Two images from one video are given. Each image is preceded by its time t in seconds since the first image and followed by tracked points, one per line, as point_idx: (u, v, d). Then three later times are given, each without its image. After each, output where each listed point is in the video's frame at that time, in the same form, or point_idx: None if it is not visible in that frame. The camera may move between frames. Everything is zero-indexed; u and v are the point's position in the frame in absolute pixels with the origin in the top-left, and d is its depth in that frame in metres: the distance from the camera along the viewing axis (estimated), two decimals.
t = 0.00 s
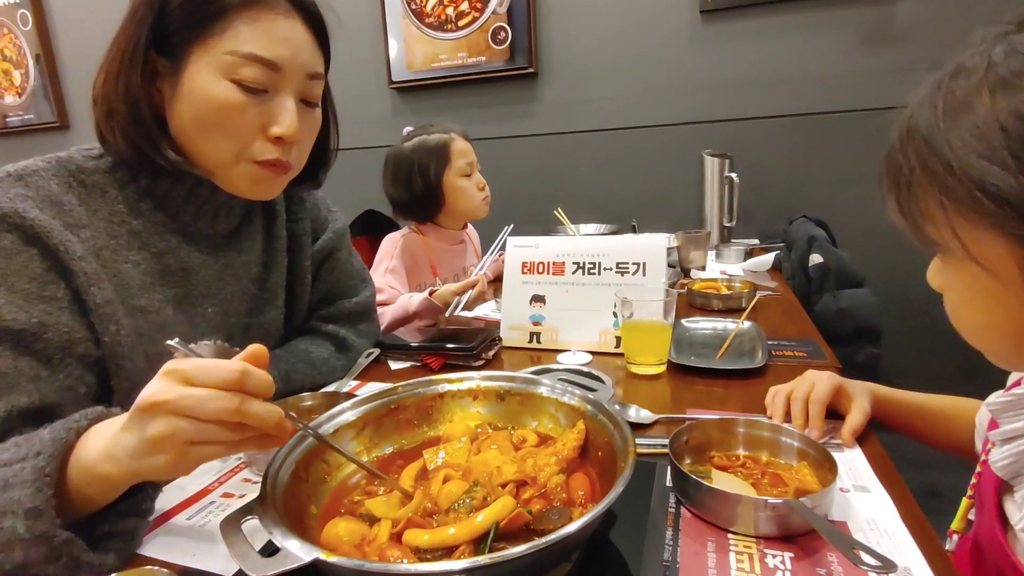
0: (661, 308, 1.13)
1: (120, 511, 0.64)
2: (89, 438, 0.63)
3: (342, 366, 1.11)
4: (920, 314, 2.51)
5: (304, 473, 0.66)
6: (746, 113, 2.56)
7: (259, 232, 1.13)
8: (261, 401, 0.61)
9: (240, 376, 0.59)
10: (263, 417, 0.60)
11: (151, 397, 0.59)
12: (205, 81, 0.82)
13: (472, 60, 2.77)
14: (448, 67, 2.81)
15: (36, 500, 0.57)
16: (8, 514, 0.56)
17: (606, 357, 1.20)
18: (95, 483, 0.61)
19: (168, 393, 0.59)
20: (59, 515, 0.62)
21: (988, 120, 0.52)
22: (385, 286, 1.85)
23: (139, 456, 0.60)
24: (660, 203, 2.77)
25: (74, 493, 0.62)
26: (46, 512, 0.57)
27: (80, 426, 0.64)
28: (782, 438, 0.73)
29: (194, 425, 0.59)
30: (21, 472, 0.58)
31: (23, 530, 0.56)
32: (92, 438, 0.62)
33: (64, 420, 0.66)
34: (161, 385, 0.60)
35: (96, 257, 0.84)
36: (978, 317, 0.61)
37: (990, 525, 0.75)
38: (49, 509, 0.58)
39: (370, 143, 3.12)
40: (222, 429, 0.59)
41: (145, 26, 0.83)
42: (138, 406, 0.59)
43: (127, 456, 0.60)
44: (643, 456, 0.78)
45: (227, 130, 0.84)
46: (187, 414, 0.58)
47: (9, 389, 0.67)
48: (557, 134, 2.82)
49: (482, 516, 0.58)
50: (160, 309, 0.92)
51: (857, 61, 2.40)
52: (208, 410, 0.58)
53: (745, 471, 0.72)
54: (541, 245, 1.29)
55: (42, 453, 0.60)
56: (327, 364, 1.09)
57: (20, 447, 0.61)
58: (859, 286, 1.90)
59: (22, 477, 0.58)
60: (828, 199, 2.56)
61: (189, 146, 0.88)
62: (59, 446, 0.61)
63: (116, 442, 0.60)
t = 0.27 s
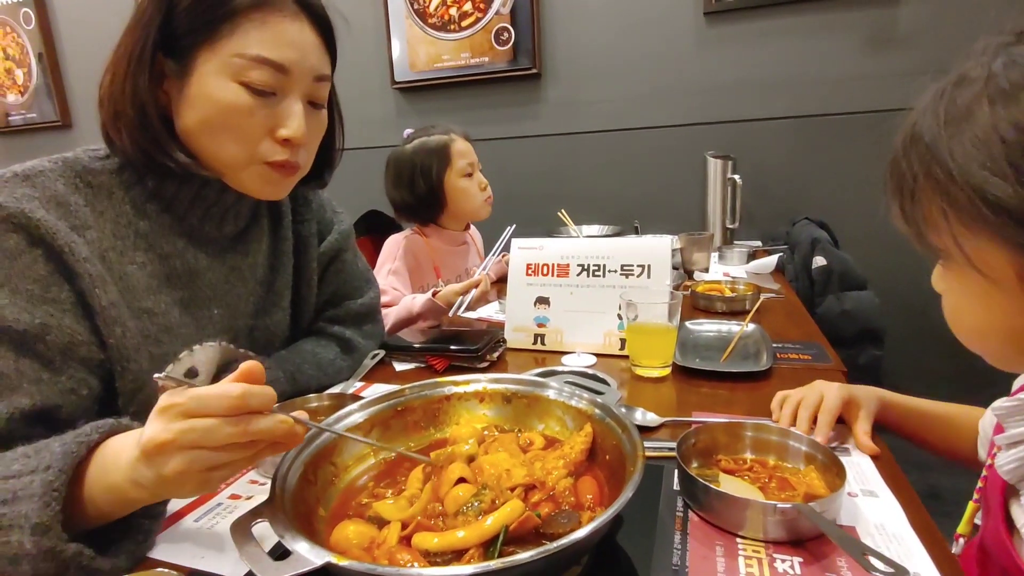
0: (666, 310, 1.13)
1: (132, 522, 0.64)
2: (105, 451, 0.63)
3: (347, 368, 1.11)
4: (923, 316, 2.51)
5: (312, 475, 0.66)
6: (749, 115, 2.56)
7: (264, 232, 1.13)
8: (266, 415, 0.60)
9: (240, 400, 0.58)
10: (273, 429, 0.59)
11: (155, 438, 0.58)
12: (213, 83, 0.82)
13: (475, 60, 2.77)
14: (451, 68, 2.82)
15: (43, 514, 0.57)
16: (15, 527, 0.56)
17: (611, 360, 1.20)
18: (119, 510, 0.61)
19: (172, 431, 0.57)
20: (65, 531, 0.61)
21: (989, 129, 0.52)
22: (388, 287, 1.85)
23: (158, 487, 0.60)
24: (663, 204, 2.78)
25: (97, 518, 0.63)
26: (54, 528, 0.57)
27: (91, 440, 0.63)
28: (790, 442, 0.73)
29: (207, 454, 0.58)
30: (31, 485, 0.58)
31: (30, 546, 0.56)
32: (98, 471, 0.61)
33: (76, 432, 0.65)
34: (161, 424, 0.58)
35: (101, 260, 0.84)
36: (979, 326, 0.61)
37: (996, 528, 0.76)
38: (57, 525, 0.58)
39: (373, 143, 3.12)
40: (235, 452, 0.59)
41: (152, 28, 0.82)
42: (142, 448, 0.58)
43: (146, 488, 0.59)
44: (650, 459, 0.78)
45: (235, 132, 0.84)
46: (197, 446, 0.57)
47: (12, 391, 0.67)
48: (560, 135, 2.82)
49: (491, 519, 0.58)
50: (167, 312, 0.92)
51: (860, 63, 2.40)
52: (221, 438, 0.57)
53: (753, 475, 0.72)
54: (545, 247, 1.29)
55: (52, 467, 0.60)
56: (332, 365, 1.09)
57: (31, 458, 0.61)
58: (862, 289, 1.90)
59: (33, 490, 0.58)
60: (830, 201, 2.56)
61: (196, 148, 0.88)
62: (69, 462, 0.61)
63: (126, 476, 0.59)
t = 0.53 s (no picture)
0: (675, 308, 1.13)
1: (153, 515, 0.64)
2: (122, 444, 0.62)
3: (356, 363, 1.11)
4: (926, 318, 2.52)
5: (329, 468, 0.66)
6: (753, 115, 2.57)
7: (274, 227, 1.13)
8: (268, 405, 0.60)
9: (238, 391, 0.58)
10: (275, 418, 0.59)
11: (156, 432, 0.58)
12: (227, 74, 0.82)
13: (480, 59, 2.77)
14: (455, 66, 2.82)
15: (65, 505, 0.57)
16: (36, 518, 0.56)
17: (619, 357, 1.21)
18: (130, 505, 0.61)
19: (173, 424, 0.57)
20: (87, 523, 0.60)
21: (998, 130, 0.53)
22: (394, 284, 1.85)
23: (165, 482, 0.60)
24: (667, 204, 2.78)
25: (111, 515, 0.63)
26: (75, 519, 0.58)
27: (111, 432, 0.64)
28: (803, 439, 0.74)
29: (209, 446, 0.58)
30: (53, 476, 0.58)
31: (51, 536, 0.56)
32: (108, 468, 0.61)
33: (97, 424, 0.65)
34: (161, 418, 0.58)
35: (117, 251, 0.84)
36: (995, 323, 0.61)
37: (1005, 521, 0.76)
38: (77, 516, 0.58)
39: (376, 141, 3.12)
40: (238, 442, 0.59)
41: (170, 20, 0.83)
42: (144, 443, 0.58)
43: (153, 484, 0.59)
44: (664, 455, 0.78)
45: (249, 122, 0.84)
46: (199, 437, 0.57)
47: (33, 379, 0.67)
48: (564, 134, 2.82)
49: (508, 512, 0.58)
50: (179, 304, 0.92)
51: (865, 65, 2.41)
52: (222, 428, 0.57)
53: (766, 470, 0.72)
54: (554, 244, 1.30)
55: (73, 458, 0.60)
56: (342, 360, 1.10)
57: (52, 449, 0.61)
58: (866, 290, 1.90)
59: (54, 481, 0.58)
60: (834, 202, 2.56)
61: (212, 140, 0.88)
62: (89, 453, 0.61)
63: (134, 470, 0.60)
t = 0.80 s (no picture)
0: (673, 303, 1.13)
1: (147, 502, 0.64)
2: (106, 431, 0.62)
3: (353, 355, 1.11)
4: (922, 318, 2.52)
5: (326, 458, 0.66)
6: (752, 114, 2.57)
7: (270, 217, 1.12)
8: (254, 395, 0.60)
9: (224, 378, 0.57)
10: (260, 407, 0.58)
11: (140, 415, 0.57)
12: (224, 59, 0.81)
13: (479, 54, 2.76)
14: (455, 61, 2.81)
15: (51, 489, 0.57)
16: (24, 502, 0.56)
17: (616, 352, 1.21)
18: (112, 490, 0.61)
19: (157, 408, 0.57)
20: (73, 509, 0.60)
21: (1005, 125, 0.53)
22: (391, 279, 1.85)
23: (147, 467, 0.59)
24: (665, 202, 2.78)
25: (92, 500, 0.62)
26: (60, 502, 0.57)
27: (98, 418, 0.63)
28: (801, 433, 0.74)
29: (191, 432, 0.58)
30: (39, 460, 0.58)
31: (39, 520, 0.56)
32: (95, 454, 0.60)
33: (84, 410, 0.65)
34: (145, 402, 0.58)
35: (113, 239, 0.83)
36: (997, 317, 0.61)
37: (1001, 515, 0.76)
38: (63, 499, 0.57)
39: (375, 136, 3.11)
40: (221, 430, 0.58)
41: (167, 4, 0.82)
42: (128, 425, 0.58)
43: (135, 468, 0.59)
44: (662, 449, 0.78)
45: (247, 107, 0.84)
46: (182, 423, 0.57)
47: (27, 367, 0.67)
48: (563, 131, 2.82)
49: (506, 503, 0.58)
50: (175, 293, 0.91)
51: (864, 65, 2.41)
52: (206, 415, 0.57)
53: (763, 465, 0.72)
54: (552, 239, 1.29)
55: (61, 442, 0.59)
56: (338, 352, 1.09)
57: (41, 435, 0.61)
58: (863, 289, 1.91)
59: (40, 465, 0.57)
60: (832, 201, 2.57)
61: (207, 125, 0.88)
62: (76, 438, 0.60)
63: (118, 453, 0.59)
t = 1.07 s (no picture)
0: (668, 304, 1.13)
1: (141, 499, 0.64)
2: (100, 432, 0.62)
3: (348, 353, 1.11)
4: (915, 320, 2.54)
5: (321, 454, 0.67)
6: (748, 116, 2.58)
7: (266, 215, 1.13)
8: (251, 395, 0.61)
9: (225, 378, 0.58)
10: (256, 409, 0.60)
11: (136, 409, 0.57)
12: (221, 57, 0.81)
13: (477, 52, 2.76)
14: (453, 59, 2.81)
15: (44, 487, 0.57)
16: (18, 500, 0.56)
17: (611, 351, 1.22)
18: (103, 484, 0.61)
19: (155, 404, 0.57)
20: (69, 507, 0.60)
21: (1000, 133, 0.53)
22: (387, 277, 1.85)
23: (139, 464, 0.59)
24: (662, 202, 2.79)
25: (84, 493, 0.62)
26: (52, 500, 0.57)
27: (92, 415, 0.63)
28: (791, 433, 0.74)
29: (186, 431, 0.58)
30: (32, 458, 0.58)
31: (31, 518, 0.56)
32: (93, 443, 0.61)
33: (79, 407, 0.65)
34: (146, 396, 0.58)
35: (106, 236, 0.84)
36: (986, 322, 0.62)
37: (987, 515, 0.78)
38: (56, 497, 0.58)
39: (372, 133, 3.11)
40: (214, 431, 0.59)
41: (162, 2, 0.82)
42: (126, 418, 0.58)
43: (126, 464, 0.59)
44: (654, 448, 0.79)
45: (243, 106, 0.84)
46: (182, 419, 0.57)
47: (21, 366, 0.67)
48: (560, 130, 2.82)
49: (499, 501, 0.59)
50: (169, 291, 0.92)
51: (861, 68, 2.42)
52: (201, 415, 0.57)
53: (753, 464, 0.73)
54: (548, 238, 1.30)
55: (53, 440, 0.60)
56: (334, 349, 1.10)
57: (35, 432, 0.61)
58: (856, 291, 1.92)
59: (33, 463, 0.58)
60: (827, 203, 2.58)
61: (200, 124, 0.88)
62: (69, 435, 0.61)
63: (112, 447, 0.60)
